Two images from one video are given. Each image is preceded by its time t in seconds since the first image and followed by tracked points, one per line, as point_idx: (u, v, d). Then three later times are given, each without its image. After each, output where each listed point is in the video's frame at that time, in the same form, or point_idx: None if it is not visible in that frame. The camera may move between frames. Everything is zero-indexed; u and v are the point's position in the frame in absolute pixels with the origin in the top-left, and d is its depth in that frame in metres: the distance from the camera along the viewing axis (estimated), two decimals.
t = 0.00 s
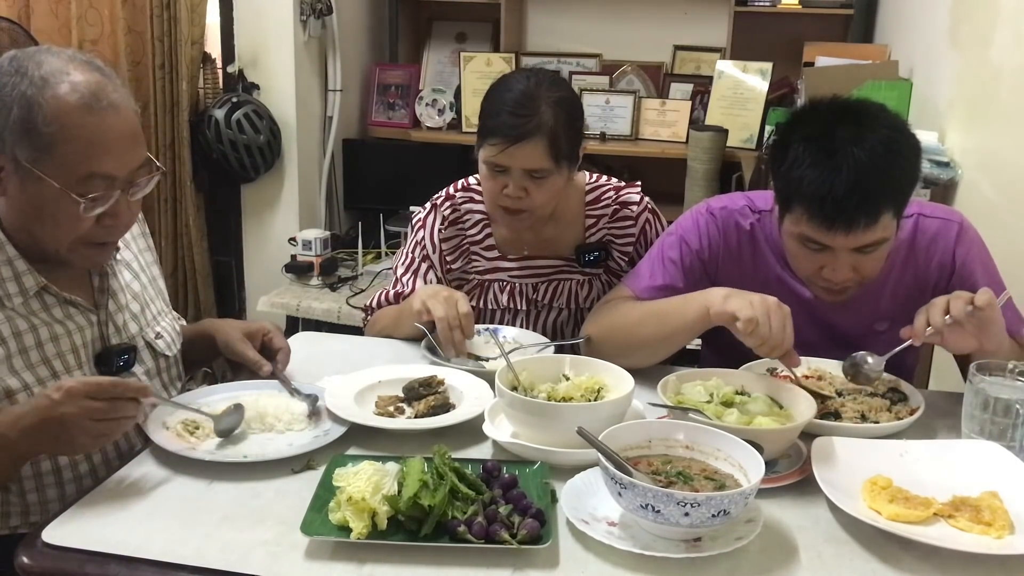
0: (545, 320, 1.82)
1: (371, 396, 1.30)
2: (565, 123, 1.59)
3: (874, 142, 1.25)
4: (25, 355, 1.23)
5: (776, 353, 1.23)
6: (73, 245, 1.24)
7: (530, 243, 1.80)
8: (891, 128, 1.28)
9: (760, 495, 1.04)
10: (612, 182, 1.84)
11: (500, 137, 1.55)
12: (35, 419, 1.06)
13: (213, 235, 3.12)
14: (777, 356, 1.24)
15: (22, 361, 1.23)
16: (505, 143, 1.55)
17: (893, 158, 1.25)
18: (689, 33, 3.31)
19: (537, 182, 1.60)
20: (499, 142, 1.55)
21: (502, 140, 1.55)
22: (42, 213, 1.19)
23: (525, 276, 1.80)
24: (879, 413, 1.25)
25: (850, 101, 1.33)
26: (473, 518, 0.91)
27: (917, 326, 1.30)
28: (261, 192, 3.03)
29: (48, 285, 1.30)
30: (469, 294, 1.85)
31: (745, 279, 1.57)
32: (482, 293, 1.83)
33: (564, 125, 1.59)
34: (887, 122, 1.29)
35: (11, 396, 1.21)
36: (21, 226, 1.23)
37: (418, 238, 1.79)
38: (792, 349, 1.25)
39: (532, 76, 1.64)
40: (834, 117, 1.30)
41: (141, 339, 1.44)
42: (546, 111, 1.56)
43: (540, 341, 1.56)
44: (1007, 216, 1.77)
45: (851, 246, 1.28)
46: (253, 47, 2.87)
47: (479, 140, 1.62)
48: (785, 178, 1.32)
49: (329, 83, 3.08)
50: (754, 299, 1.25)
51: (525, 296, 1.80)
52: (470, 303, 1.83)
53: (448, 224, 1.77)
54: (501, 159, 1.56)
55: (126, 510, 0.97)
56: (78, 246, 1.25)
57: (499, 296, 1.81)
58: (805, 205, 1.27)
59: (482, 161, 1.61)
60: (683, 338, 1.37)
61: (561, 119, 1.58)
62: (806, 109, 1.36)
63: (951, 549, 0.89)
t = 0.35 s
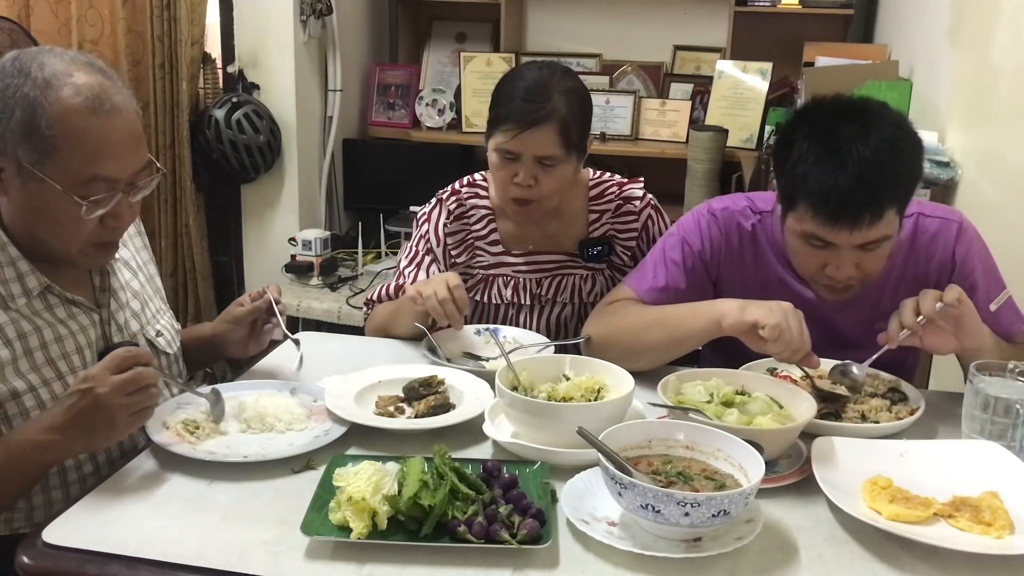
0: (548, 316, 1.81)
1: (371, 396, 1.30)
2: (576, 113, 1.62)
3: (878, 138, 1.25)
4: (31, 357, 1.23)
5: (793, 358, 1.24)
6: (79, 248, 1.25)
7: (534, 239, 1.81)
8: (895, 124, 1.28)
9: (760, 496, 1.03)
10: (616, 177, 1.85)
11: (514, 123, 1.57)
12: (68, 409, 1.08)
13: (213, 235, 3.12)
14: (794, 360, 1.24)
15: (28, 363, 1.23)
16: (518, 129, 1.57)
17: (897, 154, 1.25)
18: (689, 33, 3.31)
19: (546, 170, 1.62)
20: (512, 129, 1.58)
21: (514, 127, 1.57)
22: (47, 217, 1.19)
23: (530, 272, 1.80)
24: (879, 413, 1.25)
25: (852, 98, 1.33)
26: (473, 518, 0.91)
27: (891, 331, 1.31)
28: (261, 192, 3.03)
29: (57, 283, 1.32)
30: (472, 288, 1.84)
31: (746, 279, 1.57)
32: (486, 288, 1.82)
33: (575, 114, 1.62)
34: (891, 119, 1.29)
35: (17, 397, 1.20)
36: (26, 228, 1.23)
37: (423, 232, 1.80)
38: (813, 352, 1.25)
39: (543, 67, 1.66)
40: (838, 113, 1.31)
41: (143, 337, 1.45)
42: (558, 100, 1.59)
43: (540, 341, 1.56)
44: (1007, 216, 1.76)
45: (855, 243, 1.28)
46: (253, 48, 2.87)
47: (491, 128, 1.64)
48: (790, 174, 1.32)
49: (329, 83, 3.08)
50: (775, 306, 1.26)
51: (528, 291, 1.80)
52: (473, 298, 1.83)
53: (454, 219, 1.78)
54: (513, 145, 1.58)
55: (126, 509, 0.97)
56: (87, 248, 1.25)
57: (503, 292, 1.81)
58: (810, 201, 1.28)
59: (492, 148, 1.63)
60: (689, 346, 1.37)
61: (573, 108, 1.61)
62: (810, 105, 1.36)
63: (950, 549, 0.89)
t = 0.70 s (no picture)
0: (546, 309, 1.80)
1: (371, 396, 1.30)
2: (577, 95, 1.67)
3: (879, 127, 1.27)
4: (29, 356, 1.23)
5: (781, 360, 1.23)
6: (80, 248, 1.25)
7: (533, 233, 1.81)
8: (896, 115, 1.29)
9: (760, 496, 1.03)
10: (612, 172, 1.87)
11: (517, 104, 1.61)
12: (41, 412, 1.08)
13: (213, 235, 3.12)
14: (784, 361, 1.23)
15: (26, 363, 1.23)
16: (521, 108, 1.61)
17: (899, 143, 1.26)
18: (690, 33, 3.31)
19: (550, 150, 1.65)
20: (515, 109, 1.62)
21: (517, 107, 1.61)
22: (48, 216, 1.20)
23: (529, 265, 1.79)
24: (879, 413, 1.25)
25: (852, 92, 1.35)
26: (473, 518, 0.92)
27: (924, 301, 1.29)
28: (261, 192, 3.03)
29: (58, 284, 1.32)
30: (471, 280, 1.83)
31: (745, 279, 1.57)
32: (485, 280, 1.82)
33: (576, 96, 1.67)
34: (892, 110, 1.30)
35: (15, 396, 1.20)
36: (26, 228, 1.23)
37: (423, 216, 1.79)
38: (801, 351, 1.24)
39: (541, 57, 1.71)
40: (840, 105, 1.32)
41: (142, 337, 1.44)
42: (559, 80, 1.64)
43: (540, 341, 1.56)
44: (1007, 216, 1.76)
45: (857, 230, 1.27)
46: (253, 47, 2.87)
47: (493, 115, 1.67)
48: (792, 165, 1.32)
49: (329, 83, 3.08)
50: (758, 313, 1.24)
51: (527, 285, 1.79)
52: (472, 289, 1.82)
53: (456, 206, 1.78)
54: (517, 125, 1.62)
55: (126, 509, 0.97)
56: (88, 249, 1.25)
57: (501, 284, 1.80)
58: (813, 189, 1.28)
59: (495, 134, 1.67)
60: (689, 339, 1.38)
61: (573, 89, 1.66)
62: (811, 98, 1.37)
63: (950, 549, 0.89)
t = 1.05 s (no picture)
0: (547, 310, 1.81)
1: (371, 396, 1.30)
2: (570, 89, 1.68)
3: (888, 132, 1.27)
4: (28, 356, 1.23)
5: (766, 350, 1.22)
6: (77, 247, 1.24)
7: (533, 233, 1.81)
8: (904, 122, 1.30)
9: (760, 495, 1.03)
10: (610, 170, 1.87)
11: (508, 96, 1.63)
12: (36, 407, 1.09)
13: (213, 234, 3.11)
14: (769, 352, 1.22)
15: (25, 362, 1.23)
16: (512, 101, 1.62)
17: (906, 149, 1.26)
18: (690, 33, 3.31)
19: (542, 143, 1.65)
20: (507, 102, 1.63)
21: (509, 99, 1.62)
22: (44, 214, 1.19)
23: (528, 266, 1.79)
24: (879, 413, 1.25)
25: (861, 96, 1.35)
26: (473, 518, 0.92)
27: (925, 314, 1.28)
28: (261, 192, 3.03)
29: (59, 282, 1.32)
30: (470, 284, 1.83)
31: (743, 279, 1.57)
32: (484, 283, 1.82)
33: (569, 90, 1.67)
34: (901, 116, 1.30)
35: (15, 395, 1.20)
36: (25, 226, 1.23)
37: (418, 225, 1.79)
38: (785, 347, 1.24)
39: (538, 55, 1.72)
40: (848, 109, 1.32)
41: (143, 336, 1.45)
42: (552, 74, 1.65)
43: (540, 340, 1.56)
44: (1006, 216, 1.76)
45: (862, 233, 1.27)
46: (253, 47, 2.87)
47: (488, 109, 1.69)
48: (800, 167, 1.32)
49: (329, 83, 3.08)
50: (744, 304, 1.24)
51: (527, 285, 1.80)
52: (472, 294, 1.82)
53: (451, 212, 1.78)
54: (507, 117, 1.62)
55: (126, 509, 0.97)
56: (84, 248, 1.25)
57: (500, 287, 1.81)
58: (821, 191, 1.27)
59: (487, 129, 1.67)
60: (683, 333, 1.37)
61: (566, 83, 1.67)
62: (820, 102, 1.37)
63: (951, 549, 0.89)
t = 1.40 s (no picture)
0: (551, 313, 1.82)
1: (371, 396, 1.30)
2: (575, 86, 1.68)
3: (889, 127, 1.27)
4: (27, 356, 1.23)
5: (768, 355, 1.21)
6: (75, 249, 1.24)
7: (539, 234, 1.81)
8: (905, 117, 1.30)
9: (760, 495, 1.04)
10: (622, 179, 1.87)
11: (512, 94, 1.64)
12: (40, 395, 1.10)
13: (213, 234, 3.11)
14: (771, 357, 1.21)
15: (24, 362, 1.23)
16: (517, 98, 1.63)
17: (908, 144, 1.27)
18: (690, 34, 3.31)
19: (547, 140, 1.65)
20: (512, 99, 1.63)
21: (514, 96, 1.63)
22: (44, 217, 1.19)
23: (534, 267, 1.80)
24: (879, 413, 1.25)
25: (862, 92, 1.35)
26: (473, 518, 0.92)
27: (908, 319, 1.30)
28: (261, 192, 3.03)
29: (59, 283, 1.32)
30: (475, 284, 1.83)
31: (743, 279, 1.57)
32: (490, 283, 1.82)
33: (574, 87, 1.68)
34: (902, 112, 1.31)
35: (13, 394, 1.20)
36: (25, 228, 1.23)
37: (424, 226, 1.78)
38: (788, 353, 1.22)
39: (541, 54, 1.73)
40: (850, 105, 1.32)
41: (143, 337, 1.45)
42: (556, 71, 1.66)
43: (540, 340, 1.56)
44: (1006, 216, 1.76)
45: (864, 228, 1.28)
46: (253, 47, 2.87)
47: (494, 108, 1.69)
48: (802, 163, 1.32)
49: (329, 83, 3.08)
50: (747, 315, 1.23)
51: (532, 287, 1.80)
52: (477, 294, 1.83)
53: (457, 213, 1.78)
54: (512, 113, 1.63)
55: (126, 509, 0.97)
56: (81, 250, 1.25)
57: (506, 288, 1.81)
58: (823, 186, 1.27)
59: (493, 126, 1.68)
60: (682, 337, 1.38)
61: (571, 80, 1.67)
62: (821, 98, 1.37)
63: (950, 549, 0.89)
